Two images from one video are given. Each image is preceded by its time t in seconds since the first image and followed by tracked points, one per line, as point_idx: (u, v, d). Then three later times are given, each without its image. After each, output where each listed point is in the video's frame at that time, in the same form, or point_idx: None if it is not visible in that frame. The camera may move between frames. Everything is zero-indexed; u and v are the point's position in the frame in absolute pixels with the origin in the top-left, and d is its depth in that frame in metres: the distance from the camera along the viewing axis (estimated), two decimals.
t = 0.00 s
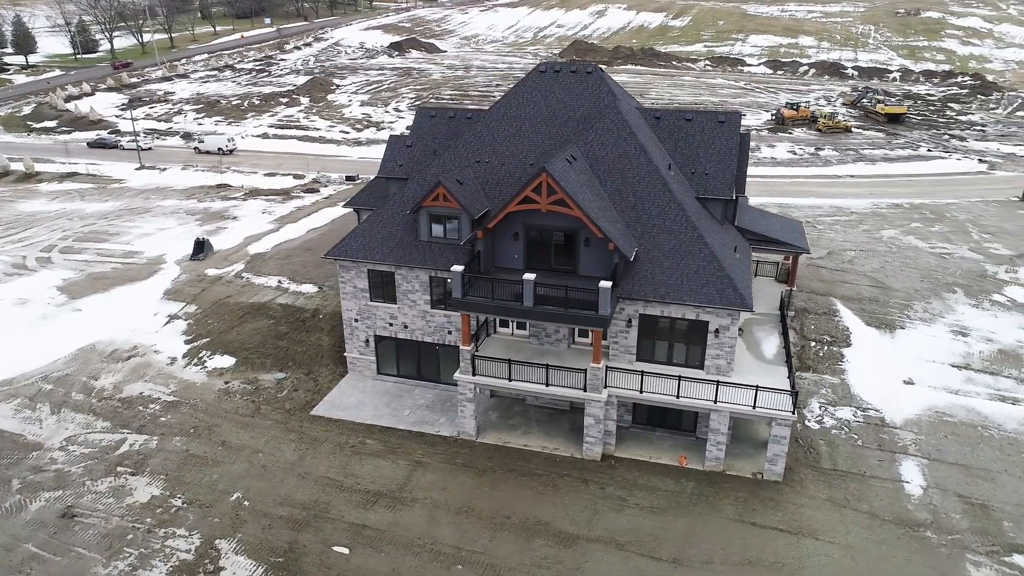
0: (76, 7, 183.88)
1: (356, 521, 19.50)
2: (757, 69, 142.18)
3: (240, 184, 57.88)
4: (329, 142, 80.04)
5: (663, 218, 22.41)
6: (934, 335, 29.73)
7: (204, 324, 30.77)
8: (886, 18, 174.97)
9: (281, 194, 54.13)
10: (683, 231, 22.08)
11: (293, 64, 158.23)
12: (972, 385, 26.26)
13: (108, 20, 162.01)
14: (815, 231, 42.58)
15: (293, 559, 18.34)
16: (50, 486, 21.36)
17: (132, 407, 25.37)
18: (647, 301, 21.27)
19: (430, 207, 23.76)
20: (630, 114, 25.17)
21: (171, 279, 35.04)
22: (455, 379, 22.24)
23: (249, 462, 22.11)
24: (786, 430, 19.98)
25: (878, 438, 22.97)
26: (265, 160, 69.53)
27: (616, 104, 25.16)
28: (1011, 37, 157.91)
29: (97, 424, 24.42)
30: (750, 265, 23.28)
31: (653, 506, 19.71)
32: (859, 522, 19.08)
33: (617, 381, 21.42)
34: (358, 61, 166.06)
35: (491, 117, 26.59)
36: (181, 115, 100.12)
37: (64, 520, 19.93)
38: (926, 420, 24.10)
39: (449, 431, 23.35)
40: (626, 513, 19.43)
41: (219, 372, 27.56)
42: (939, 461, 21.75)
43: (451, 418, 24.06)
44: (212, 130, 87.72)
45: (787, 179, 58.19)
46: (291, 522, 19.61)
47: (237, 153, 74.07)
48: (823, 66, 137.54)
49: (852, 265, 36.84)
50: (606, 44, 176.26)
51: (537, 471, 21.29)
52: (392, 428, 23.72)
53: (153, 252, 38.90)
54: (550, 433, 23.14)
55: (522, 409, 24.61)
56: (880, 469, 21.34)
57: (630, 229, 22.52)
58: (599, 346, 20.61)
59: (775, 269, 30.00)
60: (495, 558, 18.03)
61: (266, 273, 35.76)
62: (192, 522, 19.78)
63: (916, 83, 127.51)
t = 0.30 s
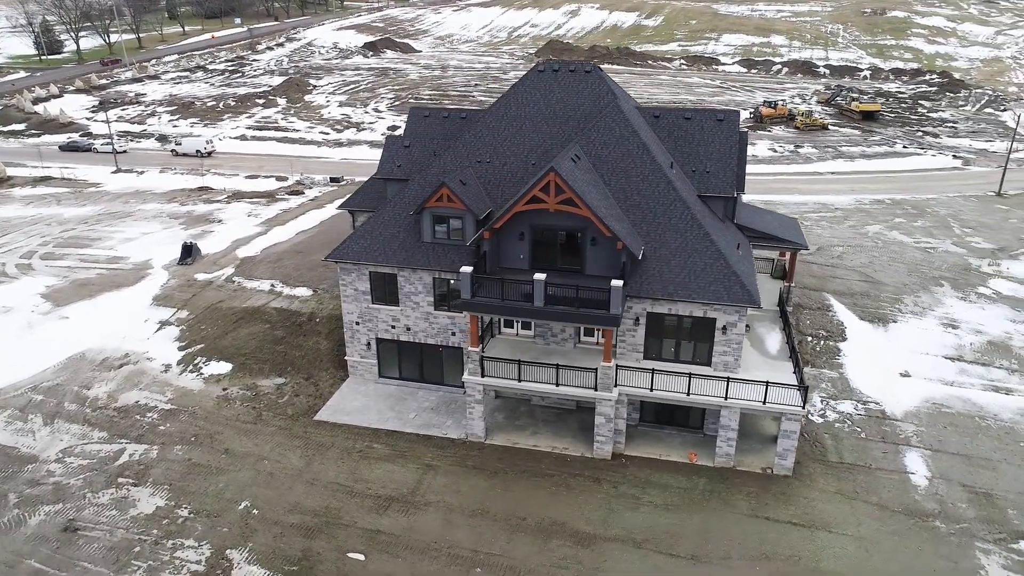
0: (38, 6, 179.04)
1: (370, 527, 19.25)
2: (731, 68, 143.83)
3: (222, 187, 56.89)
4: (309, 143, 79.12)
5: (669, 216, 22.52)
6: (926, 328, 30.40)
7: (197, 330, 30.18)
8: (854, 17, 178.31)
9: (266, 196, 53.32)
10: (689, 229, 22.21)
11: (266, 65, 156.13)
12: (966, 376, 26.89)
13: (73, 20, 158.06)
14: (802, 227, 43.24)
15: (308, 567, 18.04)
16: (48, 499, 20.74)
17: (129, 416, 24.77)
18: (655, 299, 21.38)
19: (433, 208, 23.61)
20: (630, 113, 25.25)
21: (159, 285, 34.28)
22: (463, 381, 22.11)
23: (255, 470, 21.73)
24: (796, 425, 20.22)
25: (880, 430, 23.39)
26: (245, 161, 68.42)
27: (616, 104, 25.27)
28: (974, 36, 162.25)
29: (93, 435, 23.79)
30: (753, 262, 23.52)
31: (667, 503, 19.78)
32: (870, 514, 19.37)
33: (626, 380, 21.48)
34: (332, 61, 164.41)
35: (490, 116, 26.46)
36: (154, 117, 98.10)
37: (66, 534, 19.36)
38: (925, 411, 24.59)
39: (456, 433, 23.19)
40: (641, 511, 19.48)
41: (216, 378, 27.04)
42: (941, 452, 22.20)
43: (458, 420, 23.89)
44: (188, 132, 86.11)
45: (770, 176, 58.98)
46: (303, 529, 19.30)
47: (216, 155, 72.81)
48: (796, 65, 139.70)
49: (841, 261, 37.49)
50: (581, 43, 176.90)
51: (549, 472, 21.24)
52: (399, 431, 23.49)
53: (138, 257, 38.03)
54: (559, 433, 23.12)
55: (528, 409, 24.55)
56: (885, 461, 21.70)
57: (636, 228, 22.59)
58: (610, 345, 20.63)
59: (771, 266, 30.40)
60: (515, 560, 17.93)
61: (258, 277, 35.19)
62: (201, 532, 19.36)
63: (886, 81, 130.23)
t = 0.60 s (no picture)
0: None
1: (385, 532, 19.03)
2: (706, 67, 145.32)
3: (203, 190, 55.84)
4: (289, 144, 78.08)
5: (674, 214, 22.64)
6: (917, 322, 31.10)
7: (191, 336, 29.58)
8: (823, 16, 181.34)
9: (250, 198, 52.46)
10: (694, 227, 22.34)
11: (239, 65, 153.78)
12: (960, 367, 27.56)
13: (36, 21, 153.95)
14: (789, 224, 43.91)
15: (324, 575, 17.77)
16: (49, 513, 20.15)
17: (127, 425, 24.18)
18: (663, 297, 21.47)
19: (437, 209, 23.45)
20: (631, 112, 25.31)
21: (148, 290, 33.55)
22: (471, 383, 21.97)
23: (263, 477, 21.37)
24: (805, 419, 20.46)
25: (882, 423, 23.83)
26: (225, 163, 67.25)
27: (617, 102, 25.36)
28: (939, 35, 166.41)
29: (91, 446, 23.18)
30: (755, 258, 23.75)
31: (681, 500, 19.89)
32: (879, 505, 19.70)
33: (636, 378, 21.54)
34: (306, 61, 162.51)
35: (489, 116, 26.31)
36: (126, 119, 95.91)
37: (70, 549, 18.82)
38: (923, 403, 25.10)
39: (464, 435, 23.07)
40: (656, 509, 19.55)
41: (214, 385, 26.53)
42: (942, 443, 22.67)
43: (465, 422, 23.76)
44: (163, 134, 84.35)
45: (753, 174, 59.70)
46: (316, 536, 19.01)
47: (193, 157, 71.48)
48: (769, 63, 141.65)
49: (830, 257, 38.13)
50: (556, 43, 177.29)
51: (561, 472, 21.21)
52: (405, 434, 23.27)
53: (124, 263, 37.15)
54: (567, 433, 23.12)
55: (535, 409, 24.50)
56: (890, 453, 22.11)
57: (642, 226, 22.67)
58: (621, 344, 20.67)
59: (767, 262, 30.73)
60: (534, 561, 17.85)
61: (250, 281, 34.63)
62: (211, 542, 18.96)
63: (857, 79, 132.81)
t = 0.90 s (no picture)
0: None
1: (401, 537, 18.84)
2: (683, 66, 146.65)
3: (186, 193, 54.82)
4: (270, 146, 77.06)
5: (680, 212, 22.77)
6: (910, 316, 31.79)
7: (187, 342, 29.03)
8: (795, 15, 183.95)
9: (235, 201, 51.64)
10: (701, 225, 22.49)
11: (212, 66, 151.37)
12: (954, 360, 28.24)
13: None
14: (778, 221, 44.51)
15: None
16: (52, 526, 19.61)
17: (127, 435, 23.64)
18: (672, 295, 21.60)
19: (442, 210, 23.30)
20: (633, 111, 25.38)
21: (139, 296, 32.86)
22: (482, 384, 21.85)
23: (272, 484, 21.03)
24: (814, 414, 20.73)
25: (884, 415, 24.26)
26: (206, 166, 66.09)
27: (619, 101, 25.42)
28: (907, 34, 170.01)
29: (91, 456, 22.62)
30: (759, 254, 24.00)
31: (695, 497, 20.00)
32: (889, 497, 20.01)
33: (647, 377, 21.63)
34: (282, 62, 160.51)
35: (490, 116, 26.18)
36: (99, 121, 93.79)
37: (77, 563, 18.33)
38: (923, 395, 25.61)
39: (474, 437, 22.96)
40: (671, 506, 19.64)
41: (214, 391, 26.06)
42: (944, 434, 23.14)
43: (473, 423, 23.65)
44: (139, 137, 82.64)
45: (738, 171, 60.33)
46: (331, 542, 18.75)
47: (173, 160, 70.21)
48: (745, 63, 143.37)
49: (821, 253, 38.74)
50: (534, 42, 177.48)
51: (574, 471, 21.22)
52: (414, 438, 23.08)
53: (111, 268, 36.33)
54: (577, 432, 23.12)
55: (542, 410, 24.47)
56: (895, 445, 22.50)
57: (648, 225, 22.74)
58: (633, 343, 20.73)
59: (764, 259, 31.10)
60: (554, 561, 17.82)
61: (244, 285, 34.10)
62: (224, 551, 18.61)
63: (830, 77, 135.05)
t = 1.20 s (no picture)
0: None
1: (419, 541, 18.68)
2: (661, 65, 147.73)
3: (170, 196, 53.82)
4: (252, 148, 76.03)
5: (686, 210, 22.90)
6: (903, 309, 32.37)
7: (184, 348, 28.50)
8: (768, 15, 186.27)
9: (221, 203, 50.84)
10: (707, 222, 22.64)
11: (186, 67, 148.91)
12: (949, 352, 28.81)
13: None
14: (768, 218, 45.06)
15: None
16: (57, 539, 19.11)
17: (128, 443, 23.13)
18: (682, 292, 21.73)
19: (448, 210, 23.20)
20: (635, 110, 25.49)
21: (131, 301, 32.19)
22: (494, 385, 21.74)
23: (282, 490, 20.72)
24: (823, 408, 21.00)
25: (886, 408, 24.67)
26: (187, 168, 64.95)
27: (621, 100, 25.52)
28: (877, 33, 173.27)
29: (92, 466, 22.09)
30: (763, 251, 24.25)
31: (710, 493, 20.13)
32: (897, 489, 20.35)
33: (657, 374, 21.73)
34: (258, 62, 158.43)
35: (492, 115, 26.07)
36: (73, 124, 91.67)
37: None
38: (922, 387, 26.09)
39: (484, 439, 22.85)
40: (686, 503, 19.74)
41: (215, 397, 25.61)
42: (946, 426, 23.60)
43: (482, 425, 23.54)
44: (116, 139, 80.94)
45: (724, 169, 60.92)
46: (348, 548, 18.53)
47: (152, 162, 68.90)
48: (722, 62, 144.86)
49: (812, 249, 39.29)
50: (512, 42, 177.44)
51: (587, 470, 21.21)
52: (424, 440, 22.91)
53: (99, 274, 35.51)
54: (587, 431, 23.14)
55: (551, 409, 24.45)
56: (899, 437, 22.89)
57: (655, 223, 22.84)
58: (645, 341, 20.82)
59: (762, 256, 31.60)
60: (575, 561, 17.80)
61: (239, 289, 33.62)
62: (238, 560, 18.27)
63: (805, 76, 137.05)
